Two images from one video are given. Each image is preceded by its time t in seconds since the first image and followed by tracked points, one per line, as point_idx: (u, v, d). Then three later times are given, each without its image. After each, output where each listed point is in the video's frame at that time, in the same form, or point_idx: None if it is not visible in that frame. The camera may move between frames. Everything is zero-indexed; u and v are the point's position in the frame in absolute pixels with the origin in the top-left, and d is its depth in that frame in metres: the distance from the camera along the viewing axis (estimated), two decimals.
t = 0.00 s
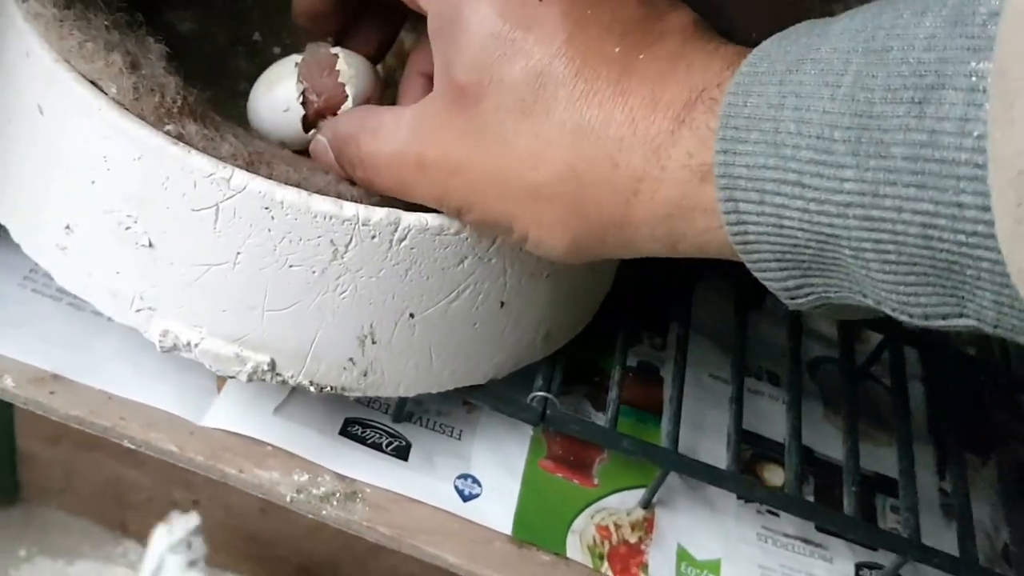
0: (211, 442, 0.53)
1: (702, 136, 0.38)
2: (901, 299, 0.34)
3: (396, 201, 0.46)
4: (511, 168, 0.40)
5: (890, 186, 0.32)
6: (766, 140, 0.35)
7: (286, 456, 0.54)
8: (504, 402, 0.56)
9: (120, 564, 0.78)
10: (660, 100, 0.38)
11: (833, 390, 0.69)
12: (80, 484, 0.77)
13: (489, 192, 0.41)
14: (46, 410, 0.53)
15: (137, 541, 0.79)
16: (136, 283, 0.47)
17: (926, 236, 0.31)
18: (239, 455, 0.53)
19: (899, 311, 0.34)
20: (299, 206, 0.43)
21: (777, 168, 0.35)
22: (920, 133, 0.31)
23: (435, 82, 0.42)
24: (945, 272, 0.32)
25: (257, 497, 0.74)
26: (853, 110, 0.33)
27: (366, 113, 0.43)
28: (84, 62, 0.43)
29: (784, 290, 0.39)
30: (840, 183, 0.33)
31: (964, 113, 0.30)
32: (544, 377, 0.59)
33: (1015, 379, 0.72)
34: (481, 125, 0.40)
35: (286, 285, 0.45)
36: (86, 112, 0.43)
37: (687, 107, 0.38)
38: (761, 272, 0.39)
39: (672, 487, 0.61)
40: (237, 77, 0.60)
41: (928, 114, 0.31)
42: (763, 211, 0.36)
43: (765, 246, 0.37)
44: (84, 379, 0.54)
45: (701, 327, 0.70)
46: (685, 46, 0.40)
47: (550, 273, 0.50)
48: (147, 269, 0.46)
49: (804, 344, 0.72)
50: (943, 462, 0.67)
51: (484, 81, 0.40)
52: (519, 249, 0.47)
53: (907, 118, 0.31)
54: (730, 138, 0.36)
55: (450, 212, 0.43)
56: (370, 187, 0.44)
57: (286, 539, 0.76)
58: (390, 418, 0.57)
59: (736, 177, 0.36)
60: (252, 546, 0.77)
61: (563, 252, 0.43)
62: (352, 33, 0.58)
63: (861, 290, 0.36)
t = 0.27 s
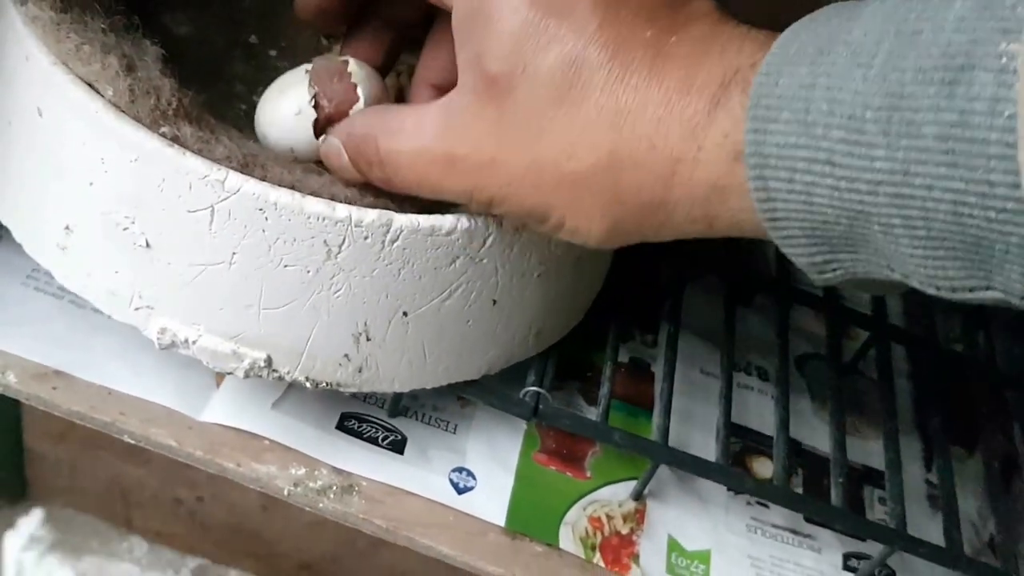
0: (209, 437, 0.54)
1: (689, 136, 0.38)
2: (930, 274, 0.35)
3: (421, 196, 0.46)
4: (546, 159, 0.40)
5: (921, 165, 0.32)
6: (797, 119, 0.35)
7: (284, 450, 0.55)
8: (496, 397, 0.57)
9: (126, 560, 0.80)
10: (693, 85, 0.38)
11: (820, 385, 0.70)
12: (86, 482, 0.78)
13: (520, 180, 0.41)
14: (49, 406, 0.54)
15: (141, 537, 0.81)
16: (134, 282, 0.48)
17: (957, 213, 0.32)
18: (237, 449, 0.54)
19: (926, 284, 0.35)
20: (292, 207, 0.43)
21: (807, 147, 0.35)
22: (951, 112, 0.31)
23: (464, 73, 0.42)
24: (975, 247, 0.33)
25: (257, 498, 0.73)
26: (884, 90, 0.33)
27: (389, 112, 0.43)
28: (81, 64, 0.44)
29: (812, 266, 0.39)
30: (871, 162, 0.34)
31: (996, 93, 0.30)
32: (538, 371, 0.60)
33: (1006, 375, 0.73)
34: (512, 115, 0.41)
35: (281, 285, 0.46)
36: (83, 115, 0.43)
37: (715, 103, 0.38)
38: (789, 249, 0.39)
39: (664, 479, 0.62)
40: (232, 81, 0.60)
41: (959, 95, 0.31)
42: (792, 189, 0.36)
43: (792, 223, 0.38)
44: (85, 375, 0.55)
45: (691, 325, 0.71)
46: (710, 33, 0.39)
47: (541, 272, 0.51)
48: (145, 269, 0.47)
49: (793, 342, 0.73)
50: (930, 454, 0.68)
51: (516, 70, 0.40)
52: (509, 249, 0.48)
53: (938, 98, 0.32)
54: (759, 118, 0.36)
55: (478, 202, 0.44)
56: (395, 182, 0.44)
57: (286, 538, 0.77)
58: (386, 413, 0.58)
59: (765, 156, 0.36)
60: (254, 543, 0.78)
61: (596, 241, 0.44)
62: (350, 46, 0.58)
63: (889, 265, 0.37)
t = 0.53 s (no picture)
0: (209, 429, 0.55)
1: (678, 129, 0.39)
2: (916, 256, 0.35)
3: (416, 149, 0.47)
4: (536, 130, 0.41)
5: (909, 151, 0.33)
6: (788, 106, 0.36)
7: (283, 443, 0.56)
8: (493, 390, 0.58)
9: (131, 555, 0.80)
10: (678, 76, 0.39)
11: (813, 379, 0.71)
12: (90, 478, 0.79)
13: (515, 152, 0.42)
14: (50, 400, 0.54)
15: (146, 533, 0.82)
16: (134, 276, 0.48)
17: (943, 199, 0.33)
18: (237, 442, 0.55)
19: (911, 266, 0.36)
20: (291, 203, 0.44)
21: (796, 134, 0.36)
22: (942, 98, 0.32)
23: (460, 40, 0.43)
24: (959, 232, 0.33)
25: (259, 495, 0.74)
26: (874, 76, 0.33)
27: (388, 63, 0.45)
28: (80, 62, 0.44)
29: (800, 250, 0.40)
30: (860, 148, 0.34)
31: (986, 79, 0.30)
32: (534, 365, 0.60)
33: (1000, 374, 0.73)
34: (509, 99, 0.41)
35: (280, 279, 0.47)
36: (85, 112, 0.44)
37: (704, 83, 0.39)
38: (777, 235, 0.40)
39: (659, 471, 0.63)
40: (232, 84, 0.59)
41: (949, 80, 0.31)
42: (782, 175, 0.37)
43: (782, 208, 0.38)
44: (84, 370, 0.55)
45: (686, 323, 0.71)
46: (707, 13, 0.40)
47: (539, 269, 0.52)
48: (145, 263, 0.47)
49: (788, 340, 0.74)
50: (923, 447, 0.69)
51: (511, 37, 0.41)
52: (507, 245, 0.49)
53: (928, 84, 0.32)
54: (750, 105, 0.37)
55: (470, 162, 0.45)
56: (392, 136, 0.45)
57: (287, 534, 0.78)
58: (384, 407, 0.59)
59: (756, 143, 0.37)
60: (257, 539, 0.79)
61: (581, 209, 0.44)
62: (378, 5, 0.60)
63: (877, 248, 0.38)
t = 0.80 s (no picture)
0: (209, 418, 0.55)
1: (681, 124, 0.38)
2: (874, 265, 0.35)
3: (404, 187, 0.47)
4: (501, 162, 0.41)
5: (858, 170, 0.32)
6: (739, 129, 0.35)
7: (284, 433, 0.56)
8: (492, 379, 0.58)
9: (136, 550, 0.81)
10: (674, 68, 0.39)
11: (813, 371, 0.71)
12: (92, 473, 0.79)
13: (491, 182, 0.42)
14: (50, 387, 0.54)
15: (150, 528, 0.82)
16: (134, 269, 0.48)
17: (893, 215, 0.32)
18: (237, 431, 0.55)
19: (873, 272, 0.36)
20: (292, 199, 0.44)
21: (749, 156, 0.35)
22: (884, 118, 0.31)
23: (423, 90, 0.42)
24: (913, 243, 0.33)
25: (259, 489, 0.75)
26: (819, 97, 0.33)
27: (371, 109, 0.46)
28: (80, 56, 0.44)
29: (764, 260, 0.40)
30: (809, 168, 0.34)
31: (925, 97, 0.30)
32: (534, 355, 0.60)
33: (1001, 365, 0.73)
34: (466, 127, 0.41)
35: (279, 273, 0.46)
36: (84, 105, 0.43)
37: (662, 106, 0.39)
38: (740, 248, 0.40)
39: (659, 462, 0.63)
40: (234, 77, 0.59)
41: (889, 99, 0.31)
42: (738, 195, 0.37)
43: (741, 226, 0.38)
44: (85, 358, 0.55)
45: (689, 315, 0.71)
46: (657, 37, 0.39)
47: (541, 264, 0.51)
48: (144, 256, 0.47)
49: (790, 331, 0.74)
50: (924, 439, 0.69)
51: (459, 94, 0.41)
52: (510, 241, 0.48)
53: (870, 104, 0.31)
54: (704, 129, 0.37)
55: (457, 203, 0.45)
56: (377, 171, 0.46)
57: (289, 530, 0.78)
58: (384, 397, 0.59)
59: (713, 165, 0.37)
60: (260, 535, 0.80)
61: (553, 230, 0.45)
62: None
63: (838, 256, 0.37)
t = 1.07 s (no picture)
0: (211, 411, 0.55)
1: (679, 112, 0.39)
2: (908, 258, 0.35)
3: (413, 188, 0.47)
4: (527, 158, 0.41)
5: (895, 157, 0.33)
6: (773, 116, 0.36)
7: (286, 425, 0.56)
8: (493, 372, 0.58)
9: (138, 545, 0.81)
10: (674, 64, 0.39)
11: (814, 363, 0.71)
12: (94, 468, 0.79)
13: (503, 181, 0.42)
14: (54, 382, 0.55)
15: (152, 524, 0.82)
16: (137, 262, 0.48)
17: (931, 202, 0.33)
18: (240, 424, 0.55)
19: (906, 267, 0.36)
20: (292, 190, 0.44)
21: (783, 143, 0.36)
22: (923, 103, 0.32)
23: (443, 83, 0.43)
24: (951, 233, 0.33)
25: (263, 482, 0.74)
26: (856, 83, 0.33)
27: (380, 109, 0.44)
28: (80, 50, 0.44)
29: (794, 254, 0.40)
30: (846, 155, 0.34)
31: (964, 82, 0.31)
32: (534, 349, 0.60)
33: (1001, 356, 0.73)
34: (491, 118, 0.41)
35: (281, 265, 0.47)
36: (85, 99, 0.44)
37: (660, 95, 0.39)
38: (770, 241, 0.40)
39: (660, 453, 0.63)
40: (231, 71, 0.59)
41: (928, 85, 0.32)
42: (771, 184, 0.37)
43: (772, 217, 0.38)
44: (88, 352, 0.56)
45: (688, 309, 0.71)
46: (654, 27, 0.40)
47: (540, 255, 0.52)
48: (146, 250, 0.47)
49: (789, 325, 0.74)
50: (925, 430, 0.69)
51: (488, 83, 0.41)
52: (509, 232, 0.48)
53: (909, 90, 0.32)
54: (736, 116, 0.37)
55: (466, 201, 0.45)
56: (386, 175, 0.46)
57: (289, 526, 0.78)
58: (386, 390, 0.59)
59: (745, 153, 0.37)
60: (261, 531, 0.80)
61: (581, 233, 0.44)
62: None
63: (870, 249, 0.38)
